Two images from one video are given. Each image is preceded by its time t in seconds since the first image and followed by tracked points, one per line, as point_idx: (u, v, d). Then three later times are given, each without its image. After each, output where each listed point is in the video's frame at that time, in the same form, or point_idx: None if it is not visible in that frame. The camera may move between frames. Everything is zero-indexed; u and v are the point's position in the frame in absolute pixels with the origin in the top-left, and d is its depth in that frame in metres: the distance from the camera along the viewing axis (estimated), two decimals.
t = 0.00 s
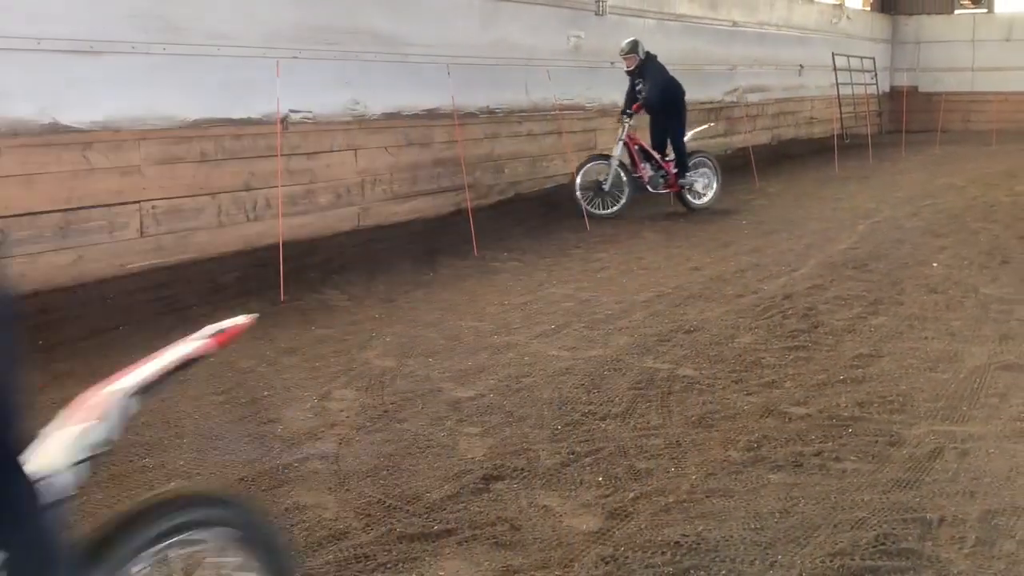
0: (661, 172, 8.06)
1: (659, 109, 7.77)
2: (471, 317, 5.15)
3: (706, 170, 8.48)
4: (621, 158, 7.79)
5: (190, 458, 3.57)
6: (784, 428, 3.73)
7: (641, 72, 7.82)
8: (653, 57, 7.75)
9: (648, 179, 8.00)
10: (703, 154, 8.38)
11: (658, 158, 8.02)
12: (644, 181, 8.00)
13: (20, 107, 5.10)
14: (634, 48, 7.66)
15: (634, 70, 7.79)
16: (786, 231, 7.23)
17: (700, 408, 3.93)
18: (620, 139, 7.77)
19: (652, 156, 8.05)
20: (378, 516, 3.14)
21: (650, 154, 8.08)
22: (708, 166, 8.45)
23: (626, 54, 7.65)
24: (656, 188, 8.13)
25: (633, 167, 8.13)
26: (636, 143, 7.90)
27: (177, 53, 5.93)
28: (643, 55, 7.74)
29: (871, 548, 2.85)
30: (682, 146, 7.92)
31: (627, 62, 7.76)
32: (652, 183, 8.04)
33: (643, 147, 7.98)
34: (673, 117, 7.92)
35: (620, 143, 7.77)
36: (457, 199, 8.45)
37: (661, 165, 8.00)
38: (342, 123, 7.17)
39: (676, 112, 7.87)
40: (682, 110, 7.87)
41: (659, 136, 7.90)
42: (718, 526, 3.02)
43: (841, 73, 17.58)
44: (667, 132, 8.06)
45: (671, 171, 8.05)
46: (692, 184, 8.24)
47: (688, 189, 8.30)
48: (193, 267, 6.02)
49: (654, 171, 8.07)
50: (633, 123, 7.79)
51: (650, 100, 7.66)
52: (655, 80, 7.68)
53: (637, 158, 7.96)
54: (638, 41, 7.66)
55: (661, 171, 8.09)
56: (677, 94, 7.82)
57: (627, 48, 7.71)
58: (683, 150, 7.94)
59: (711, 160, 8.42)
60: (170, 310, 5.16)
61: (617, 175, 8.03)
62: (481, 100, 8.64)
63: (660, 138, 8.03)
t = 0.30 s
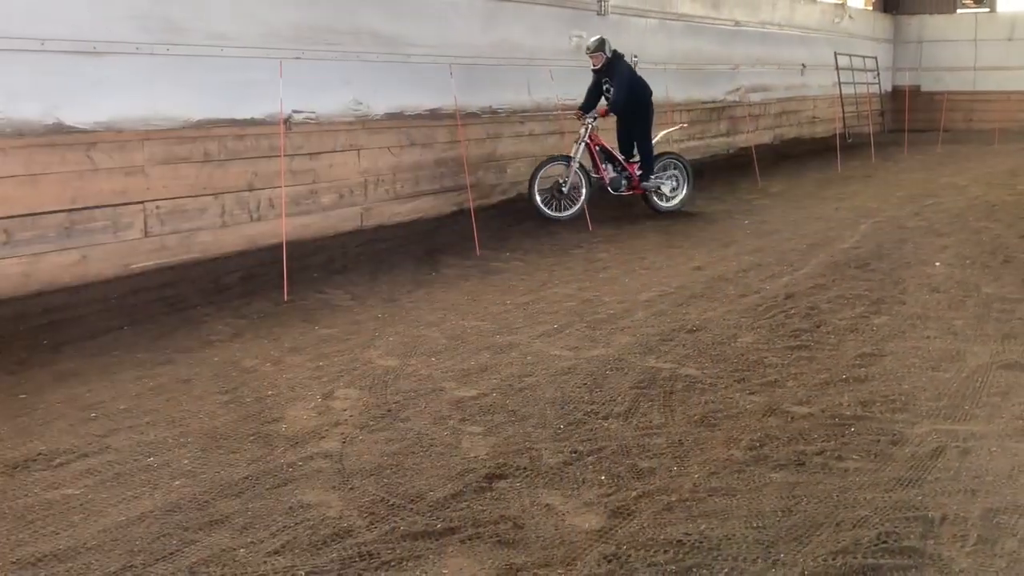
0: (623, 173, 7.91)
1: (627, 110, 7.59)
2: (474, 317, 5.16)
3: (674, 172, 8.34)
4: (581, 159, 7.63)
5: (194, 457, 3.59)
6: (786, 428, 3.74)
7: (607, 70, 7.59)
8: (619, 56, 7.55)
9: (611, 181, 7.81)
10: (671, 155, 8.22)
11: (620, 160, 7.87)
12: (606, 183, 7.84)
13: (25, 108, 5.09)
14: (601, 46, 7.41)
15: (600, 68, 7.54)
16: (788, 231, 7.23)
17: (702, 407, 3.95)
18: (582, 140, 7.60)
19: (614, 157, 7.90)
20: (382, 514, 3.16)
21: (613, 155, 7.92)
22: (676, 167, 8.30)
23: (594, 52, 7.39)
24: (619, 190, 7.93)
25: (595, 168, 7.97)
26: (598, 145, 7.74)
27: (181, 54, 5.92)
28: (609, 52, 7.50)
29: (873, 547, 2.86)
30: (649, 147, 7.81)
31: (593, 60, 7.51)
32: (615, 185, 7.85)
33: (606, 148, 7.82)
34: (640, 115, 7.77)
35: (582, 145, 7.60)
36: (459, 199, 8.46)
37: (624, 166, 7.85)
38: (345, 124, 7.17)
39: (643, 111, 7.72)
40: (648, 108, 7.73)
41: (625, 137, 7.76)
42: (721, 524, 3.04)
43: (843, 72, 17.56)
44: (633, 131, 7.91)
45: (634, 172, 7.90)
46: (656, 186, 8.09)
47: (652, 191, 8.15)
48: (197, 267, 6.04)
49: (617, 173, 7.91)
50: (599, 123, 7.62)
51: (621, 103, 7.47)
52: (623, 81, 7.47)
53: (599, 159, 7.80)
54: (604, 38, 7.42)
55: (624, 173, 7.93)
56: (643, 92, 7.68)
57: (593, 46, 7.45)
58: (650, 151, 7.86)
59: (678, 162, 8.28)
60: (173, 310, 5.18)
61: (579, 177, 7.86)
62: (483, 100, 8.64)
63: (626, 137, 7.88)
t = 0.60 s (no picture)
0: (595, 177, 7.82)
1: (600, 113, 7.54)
2: (484, 320, 5.16)
3: (648, 175, 8.27)
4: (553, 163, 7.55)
5: (206, 462, 3.61)
6: (797, 429, 3.74)
7: (579, 72, 7.52)
8: (592, 58, 7.47)
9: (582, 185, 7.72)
10: (645, 160, 8.17)
11: (592, 163, 7.77)
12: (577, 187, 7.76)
13: (35, 116, 5.11)
14: (574, 49, 7.32)
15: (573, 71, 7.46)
16: (797, 232, 7.22)
17: (712, 409, 3.95)
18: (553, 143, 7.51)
19: (586, 160, 7.82)
20: (393, 518, 3.17)
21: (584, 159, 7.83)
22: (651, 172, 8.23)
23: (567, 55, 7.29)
24: (591, 194, 7.82)
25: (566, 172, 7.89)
26: (569, 148, 7.66)
27: (191, 60, 5.92)
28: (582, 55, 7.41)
29: (883, 548, 2.86)
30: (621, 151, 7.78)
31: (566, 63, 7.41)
32: (586, 189, 7.77)
33: (578, 151, 7.74)
34: (613, 118, 7.77)
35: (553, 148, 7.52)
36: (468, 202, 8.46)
37: (595, 170, 7.78)
38: (354, 128, 7.18)
39: (616, 113, 7.72)
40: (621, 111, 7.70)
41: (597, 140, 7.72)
42: (731, 526, 3.04)
43: (852, 72, 17.49)
44: (604, 134, 7.86)
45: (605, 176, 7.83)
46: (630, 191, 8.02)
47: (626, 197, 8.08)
48: (207, 271, 6.05)
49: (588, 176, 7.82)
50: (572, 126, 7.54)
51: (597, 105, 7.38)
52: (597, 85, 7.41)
53: (570, 163, 7.72)
54: (577, 41, 7.33)
55: (596, 177, 7.85)
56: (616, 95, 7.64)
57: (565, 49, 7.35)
58: (623, 156, 7.82)
59: (654, 168, 8.22)
60: (184, 315, 5.19)
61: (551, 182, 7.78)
62: (492, 104, 8.63)
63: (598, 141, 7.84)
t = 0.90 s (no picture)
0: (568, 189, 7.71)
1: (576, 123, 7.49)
2: (495, 328, 5.16)
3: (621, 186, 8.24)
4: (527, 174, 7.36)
5: (219, 471, 3.62)
6: (809, 437, 3.73)
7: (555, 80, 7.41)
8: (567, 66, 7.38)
9: (556, 197, 7.59)
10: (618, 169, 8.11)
11: (566, 173, 7.64)
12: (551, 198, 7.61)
13: (49, 128, 5.15)
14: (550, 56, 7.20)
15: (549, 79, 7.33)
16: (809, 238, 7.19)
17: (723, 417, 3.94)
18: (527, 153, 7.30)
19: (559, 170, 7.67)
20: (404, 526, 3.18)
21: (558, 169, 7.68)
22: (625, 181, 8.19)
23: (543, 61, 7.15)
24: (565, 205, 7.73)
25: (539, 183, 7.72)
26: (543, 158, 7.50)
27: (203, 71, 5.95)
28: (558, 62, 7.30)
29: (895, 556, 2.85)
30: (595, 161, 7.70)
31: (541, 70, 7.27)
32: (560, 200, 7.65)
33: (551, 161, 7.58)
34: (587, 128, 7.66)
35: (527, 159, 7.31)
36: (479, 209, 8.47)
37: (568, 181, 7.65)
38: (366, 137, 7.19)
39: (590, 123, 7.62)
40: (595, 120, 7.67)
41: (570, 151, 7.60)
42: (742, 535, 3.03)
43: (863, 78, 17.41)
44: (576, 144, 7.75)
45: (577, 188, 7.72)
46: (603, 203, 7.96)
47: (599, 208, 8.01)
48: (219, 280, 6.08)
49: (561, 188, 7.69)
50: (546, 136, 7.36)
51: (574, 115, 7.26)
52: (574, 93, 7.34)
53: (543, 173, 7.55)
54: (555, 48, 7.22)
55: (569, 188, 7.73)
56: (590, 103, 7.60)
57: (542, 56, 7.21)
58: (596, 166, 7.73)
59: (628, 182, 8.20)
60: (197, 325, 5.22)
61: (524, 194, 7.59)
62: (503, 112, 8.63)
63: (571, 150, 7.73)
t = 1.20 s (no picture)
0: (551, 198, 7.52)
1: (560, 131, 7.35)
2: (511, 333, 5.17)
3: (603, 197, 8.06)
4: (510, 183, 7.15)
5: (237, 474, 3.65)
6: (827, 444, 3.72)
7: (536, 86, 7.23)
8: (549, 72, 7.22)
9: (539, 206, 7.40)
10: (600, 178, 7.97)
11: (548, 182, 7.45)
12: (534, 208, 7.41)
13: (70, 131, 5.19)
14: (533, 62, 6.99)
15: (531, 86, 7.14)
16: (826, 245, 7.17)
17: (741, 423, 3.94)
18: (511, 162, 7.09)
19: (542, 179, 7.48)
20: (421, 530, 3.19)
21: (540, 177, 7.48)
22: (606, 192, 8.04)
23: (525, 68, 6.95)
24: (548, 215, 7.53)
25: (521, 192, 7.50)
26: (525, 167, 7.30)
27: (223, 77, 5.97)
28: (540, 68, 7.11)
29: (913, 564, 2.85)
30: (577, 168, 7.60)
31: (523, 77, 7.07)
32: (543, 210, 7.46)
33: (534, 170, 7.38)
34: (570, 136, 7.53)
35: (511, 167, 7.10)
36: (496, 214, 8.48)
37: (550, 190, 7.46)
38: (384, 142, 7.21)
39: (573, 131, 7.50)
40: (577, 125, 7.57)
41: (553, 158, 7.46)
42: (760, 542, 3.03)
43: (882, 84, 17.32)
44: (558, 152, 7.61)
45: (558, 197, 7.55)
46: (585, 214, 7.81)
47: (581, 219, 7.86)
48: (237, 284, 6.11)
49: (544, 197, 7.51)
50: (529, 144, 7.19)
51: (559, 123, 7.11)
52: (558, 100, 7.20)
53: (526, 183, 7.34)
54: (537, 54, 7.02)
55: (551, 197, 7.54)
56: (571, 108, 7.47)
57: (523, 62, 7.00)
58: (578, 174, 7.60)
59: (609, 193, 8.06)
60: (216, 328, 5.25)
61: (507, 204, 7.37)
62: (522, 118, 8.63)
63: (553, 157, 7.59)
